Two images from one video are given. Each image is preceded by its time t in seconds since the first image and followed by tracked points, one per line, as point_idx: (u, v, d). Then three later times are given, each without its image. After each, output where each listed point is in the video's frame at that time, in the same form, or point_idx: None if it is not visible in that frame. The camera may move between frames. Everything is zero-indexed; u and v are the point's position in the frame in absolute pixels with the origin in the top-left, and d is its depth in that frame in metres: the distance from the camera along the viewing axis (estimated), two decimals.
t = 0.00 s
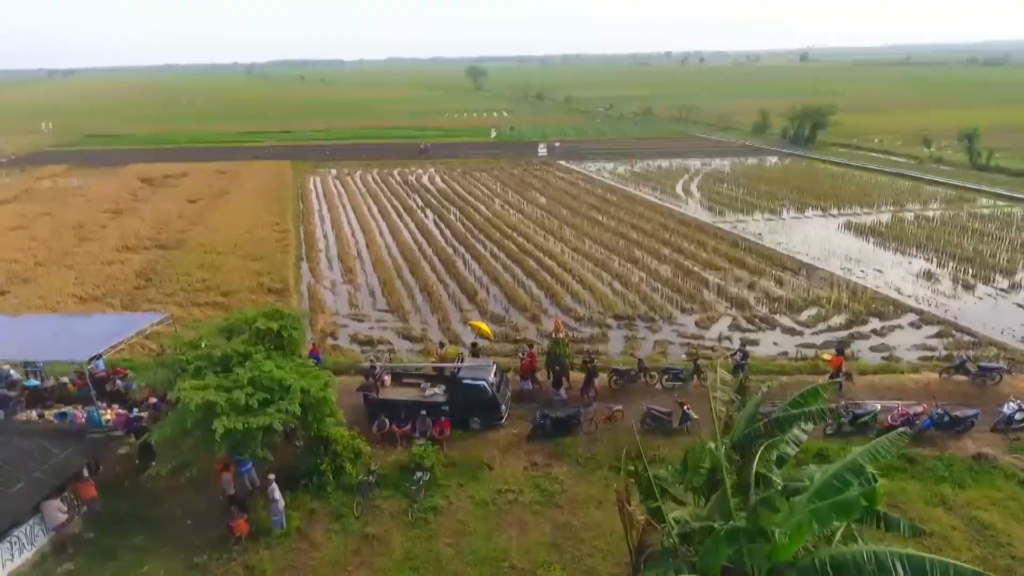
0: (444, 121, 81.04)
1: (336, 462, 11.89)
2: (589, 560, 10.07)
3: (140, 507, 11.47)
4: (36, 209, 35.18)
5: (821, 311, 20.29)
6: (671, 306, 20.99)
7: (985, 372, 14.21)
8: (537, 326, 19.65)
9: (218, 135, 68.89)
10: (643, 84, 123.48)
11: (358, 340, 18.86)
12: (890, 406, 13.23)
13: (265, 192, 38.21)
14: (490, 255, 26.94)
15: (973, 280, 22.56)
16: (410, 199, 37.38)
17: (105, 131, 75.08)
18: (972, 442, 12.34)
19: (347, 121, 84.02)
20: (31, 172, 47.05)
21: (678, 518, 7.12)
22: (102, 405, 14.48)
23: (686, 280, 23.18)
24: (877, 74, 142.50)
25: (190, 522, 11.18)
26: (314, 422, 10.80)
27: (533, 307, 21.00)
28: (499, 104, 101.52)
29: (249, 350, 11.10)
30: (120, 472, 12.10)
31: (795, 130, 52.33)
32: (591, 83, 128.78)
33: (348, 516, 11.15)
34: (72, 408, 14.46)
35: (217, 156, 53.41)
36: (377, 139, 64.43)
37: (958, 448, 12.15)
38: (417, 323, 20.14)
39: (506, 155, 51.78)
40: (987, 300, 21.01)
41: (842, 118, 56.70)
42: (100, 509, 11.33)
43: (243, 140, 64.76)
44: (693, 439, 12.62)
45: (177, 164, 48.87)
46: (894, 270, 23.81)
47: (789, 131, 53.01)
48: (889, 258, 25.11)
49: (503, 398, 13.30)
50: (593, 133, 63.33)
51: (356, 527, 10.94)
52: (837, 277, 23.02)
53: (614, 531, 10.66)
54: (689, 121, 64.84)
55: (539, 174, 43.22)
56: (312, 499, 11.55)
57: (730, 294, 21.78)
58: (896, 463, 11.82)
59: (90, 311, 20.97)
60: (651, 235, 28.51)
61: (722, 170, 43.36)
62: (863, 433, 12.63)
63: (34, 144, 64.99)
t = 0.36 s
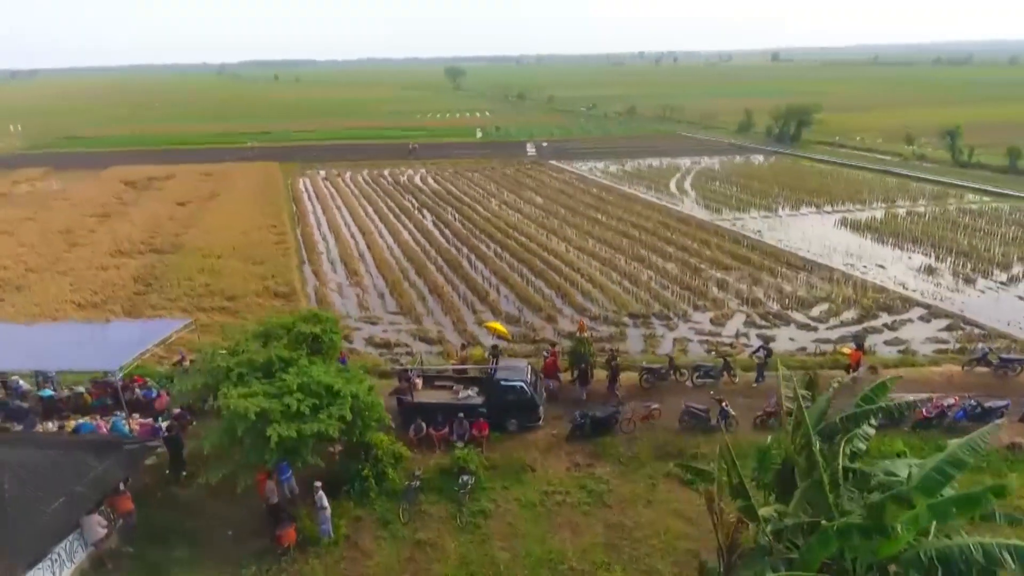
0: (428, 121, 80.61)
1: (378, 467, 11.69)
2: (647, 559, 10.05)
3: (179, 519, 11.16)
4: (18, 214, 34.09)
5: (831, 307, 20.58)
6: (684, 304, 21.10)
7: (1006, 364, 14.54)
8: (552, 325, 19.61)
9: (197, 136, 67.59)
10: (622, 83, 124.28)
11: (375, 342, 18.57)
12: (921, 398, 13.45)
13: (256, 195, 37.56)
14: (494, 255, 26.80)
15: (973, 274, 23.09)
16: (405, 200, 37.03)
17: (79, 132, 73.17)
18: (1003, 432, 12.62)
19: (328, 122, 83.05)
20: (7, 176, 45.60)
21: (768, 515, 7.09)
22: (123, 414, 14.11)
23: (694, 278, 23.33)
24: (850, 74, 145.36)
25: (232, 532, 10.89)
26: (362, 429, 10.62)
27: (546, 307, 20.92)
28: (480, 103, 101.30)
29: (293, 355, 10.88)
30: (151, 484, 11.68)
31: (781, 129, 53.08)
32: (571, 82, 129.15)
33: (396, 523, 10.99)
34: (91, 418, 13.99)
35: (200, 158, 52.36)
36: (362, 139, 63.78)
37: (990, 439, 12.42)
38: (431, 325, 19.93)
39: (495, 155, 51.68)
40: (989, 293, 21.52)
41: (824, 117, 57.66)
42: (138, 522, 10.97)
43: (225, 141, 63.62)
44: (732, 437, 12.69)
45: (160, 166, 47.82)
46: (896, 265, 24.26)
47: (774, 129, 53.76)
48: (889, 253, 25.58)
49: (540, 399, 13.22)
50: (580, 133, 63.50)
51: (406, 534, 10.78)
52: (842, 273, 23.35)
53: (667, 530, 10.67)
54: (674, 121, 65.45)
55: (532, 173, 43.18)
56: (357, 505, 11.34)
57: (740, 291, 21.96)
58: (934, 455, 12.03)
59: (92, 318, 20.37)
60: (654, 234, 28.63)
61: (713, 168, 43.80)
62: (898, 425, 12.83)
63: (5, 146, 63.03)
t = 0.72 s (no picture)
0: (411, 121, 80.06)
1: (421, 470, 11.53)
2: (703, 556, 10.02)
3: (219, 530, 10.87)
4: None
5: (840, 301, 20.88)
6: (695, 301, 21.21)
7: None
8: (567, 324, 19.57)
9: (177, 137, 66.21)
10: (602, 83, 124.81)
11: (392, 344, 18.29)
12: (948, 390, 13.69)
13: (247, 197, 36.87)
14: (499, 255, 26.62)
15: (971, 268, 23.60)
16: (400, 200, 36.67)
17: (51, 134, 71.15)
18: None
19: (309, 122, 82.03)
20: None
21: (855, 508, 7.08)
22: (144, 423, 13.65)
23: (701, 275, 23.47)
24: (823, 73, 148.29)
25: (275, 542, 10.65)
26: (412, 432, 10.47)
27: (560, 306, 20.85)
28: (462, 103, 100.93)
29: (340, 358, 10.67)
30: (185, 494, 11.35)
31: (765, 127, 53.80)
32: (550, 82, 129.36)
33: (443, 526, 10.83)
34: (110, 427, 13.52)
35: (183, 159, 51.29)
36: (347, 140, 63.09)
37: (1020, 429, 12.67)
38: (446, 326, 19.72)
39: (485, 154, 51.49)
40: (990, 285, 22.02)
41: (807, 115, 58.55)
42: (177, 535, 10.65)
43: (206, 142, 62.38)
44: (769, 432, 12.76)
45: (142, 168, 46.72)
46: (896, 259, 24.69)
47: (759, 127, 54.45)
48: (887, 248, 26.03)
49: (577, 398, 13.19)
50: (566, 132, 63.63)
51: (455, 537, 10.62)
52: (846, 268, 23.70)
53: (718, 526, 10.67)
54: (659, 119, 65.93)
55: (525, 172, 43.10)
56: (401, 511, 11.16)
57: (749, 288, 22.15)
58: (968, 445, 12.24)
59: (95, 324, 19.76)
60: (656, 232, 28.74)
61: (703, 167, 44.19)
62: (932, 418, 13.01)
63: None
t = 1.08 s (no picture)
0: (391, 121, 79.34)
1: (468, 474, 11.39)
2: (762, 551, 10.08)
3: (266, 541, 10.60)
4: None
5: (848, 296, 21.25)
6: (707, 298, 21.35)
7: None
8: (584, 323, 19.53)
9: (152, 139, 64.58)
10: (578, 82, 125.44)
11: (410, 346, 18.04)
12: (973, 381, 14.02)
13: (237, 199, 36.11)
14: (504, 254, 26.47)
15: (967, 261, 24.23)
16: (394, 201, 36.32)
17: (19, 137, 68.85)
18: None
19: (287, 123, 80.82)
20: None
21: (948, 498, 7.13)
22: (168, 434, 13.22)
23: (708, 272, 23.64)
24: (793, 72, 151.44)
25: (326, 551, 10.45)
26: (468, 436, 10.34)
27: (574, 305, 20.80)
28: (441, 103, 100.39)
29: (392, 363, 10.46)
30: (226, 503, 11.12)
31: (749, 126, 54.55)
32: (527, 82, 129.46)
33: (497, 529, 10.71)
34: (133, 439, 13.07)
35: (163, 161, 50.08)
36: (329, 141, 62.30)
37: None
38: (462, 327, 19.53)
39: (472, 154, 51.29)
40: (988, 278, 22.62)
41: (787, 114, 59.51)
42: (223, 547, 10.35)
43: (184, 144, 61.02)
44: (805, 427, 12.90)
45: (122, 170, 45.49)
46: (895, 254, 25.23)
47: (742, 126, 55.20)
48: (884, 243, 26.58)
49: (616, 397, 13.18)
50: (550, 132, 63.73)
51: (510, 540, 10.52)
52: (848, 264, 24.13)
53: (771, 520, 10.74)
54: (642, 118, 66.46)
55: (516, 172, 43.03)
56: (451, 515, 11.02)
57: (757, 284, 22.39)
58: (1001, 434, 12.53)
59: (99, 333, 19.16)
60: (657, 231, 28.89)
61: (691, 165, 44.63)
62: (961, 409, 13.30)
63: None
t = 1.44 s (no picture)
0: (370, 121, 78.46)
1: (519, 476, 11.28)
2: (819, 544, 10.17)
3: (317, 551, 10.35)
4: None
5: (854, 290, 21.63)
6: (717, 294, 21.54)
7: None
8: (600, 321, 19.54)
9: (124, 141, 62.73)
10: (554, 82, 125.82)
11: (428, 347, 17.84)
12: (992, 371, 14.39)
13: (226, 202, 35.35)
14: (508, 254, 26.34)
15: (962, 255, 24.88)
16: (387, 203, 35.90)
17: None
18: None
19: (262, 123, 79.35)
20: None
21: None
22: (198, 444, 12.87)
23: (714, 269, 23.85)
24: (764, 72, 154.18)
25: (380, 560, 10.25)
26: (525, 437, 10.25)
27: (586, 304, 20.80)
28: (418, 103, 99.63)
29: (447, 363, 10.31)
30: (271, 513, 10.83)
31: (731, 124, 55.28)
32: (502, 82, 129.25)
33: (552, 531, 10.62)
34: (162, 451, 12.68)
35: (140, 164, 48.71)
36: (309, 142, 61.27)
37: None
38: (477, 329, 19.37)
39: (459, 155, 51.00)
40: (984, 271, 23.24)
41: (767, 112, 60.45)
42: (274, 560, 10.06)
43: (159, 146, 59.51)
44: (840, 420, 13.09)
45: (98, 173, 44.12)
46: (891, 248, 25.78)
47: (724, 125, 55.91)
48: (879, 238, 27.15)
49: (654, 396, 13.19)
50: (533, 131, 63.73)
51: (567, 541, 10.43)
52: (849, 258, 24.56)
53: (821, 512, 10.86)
54: (623, 117, 66.90)
55: (506, 172, 42.92)
56: (503, 519, 10.88)
57: (764, 280, 22.68)
58: None
59: (104, 342, 18.55)
60: (656, 228, 29.05)
61: (679, 164, 45.04)
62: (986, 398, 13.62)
63: None
